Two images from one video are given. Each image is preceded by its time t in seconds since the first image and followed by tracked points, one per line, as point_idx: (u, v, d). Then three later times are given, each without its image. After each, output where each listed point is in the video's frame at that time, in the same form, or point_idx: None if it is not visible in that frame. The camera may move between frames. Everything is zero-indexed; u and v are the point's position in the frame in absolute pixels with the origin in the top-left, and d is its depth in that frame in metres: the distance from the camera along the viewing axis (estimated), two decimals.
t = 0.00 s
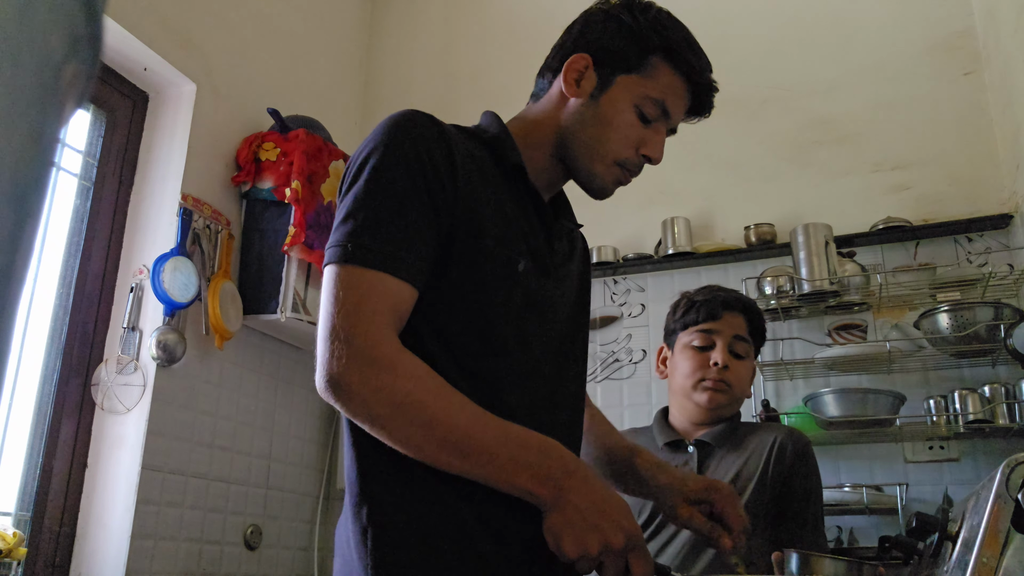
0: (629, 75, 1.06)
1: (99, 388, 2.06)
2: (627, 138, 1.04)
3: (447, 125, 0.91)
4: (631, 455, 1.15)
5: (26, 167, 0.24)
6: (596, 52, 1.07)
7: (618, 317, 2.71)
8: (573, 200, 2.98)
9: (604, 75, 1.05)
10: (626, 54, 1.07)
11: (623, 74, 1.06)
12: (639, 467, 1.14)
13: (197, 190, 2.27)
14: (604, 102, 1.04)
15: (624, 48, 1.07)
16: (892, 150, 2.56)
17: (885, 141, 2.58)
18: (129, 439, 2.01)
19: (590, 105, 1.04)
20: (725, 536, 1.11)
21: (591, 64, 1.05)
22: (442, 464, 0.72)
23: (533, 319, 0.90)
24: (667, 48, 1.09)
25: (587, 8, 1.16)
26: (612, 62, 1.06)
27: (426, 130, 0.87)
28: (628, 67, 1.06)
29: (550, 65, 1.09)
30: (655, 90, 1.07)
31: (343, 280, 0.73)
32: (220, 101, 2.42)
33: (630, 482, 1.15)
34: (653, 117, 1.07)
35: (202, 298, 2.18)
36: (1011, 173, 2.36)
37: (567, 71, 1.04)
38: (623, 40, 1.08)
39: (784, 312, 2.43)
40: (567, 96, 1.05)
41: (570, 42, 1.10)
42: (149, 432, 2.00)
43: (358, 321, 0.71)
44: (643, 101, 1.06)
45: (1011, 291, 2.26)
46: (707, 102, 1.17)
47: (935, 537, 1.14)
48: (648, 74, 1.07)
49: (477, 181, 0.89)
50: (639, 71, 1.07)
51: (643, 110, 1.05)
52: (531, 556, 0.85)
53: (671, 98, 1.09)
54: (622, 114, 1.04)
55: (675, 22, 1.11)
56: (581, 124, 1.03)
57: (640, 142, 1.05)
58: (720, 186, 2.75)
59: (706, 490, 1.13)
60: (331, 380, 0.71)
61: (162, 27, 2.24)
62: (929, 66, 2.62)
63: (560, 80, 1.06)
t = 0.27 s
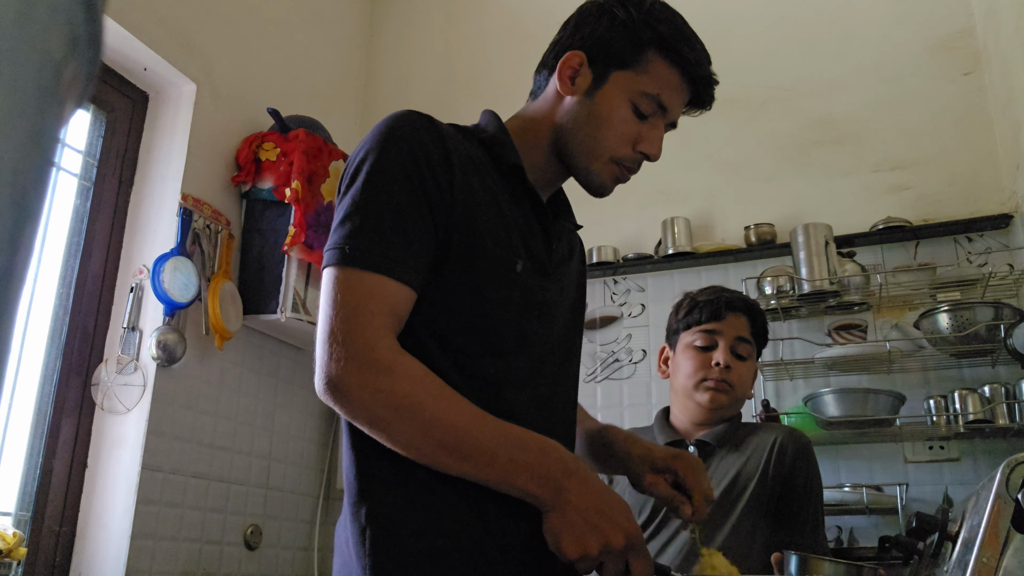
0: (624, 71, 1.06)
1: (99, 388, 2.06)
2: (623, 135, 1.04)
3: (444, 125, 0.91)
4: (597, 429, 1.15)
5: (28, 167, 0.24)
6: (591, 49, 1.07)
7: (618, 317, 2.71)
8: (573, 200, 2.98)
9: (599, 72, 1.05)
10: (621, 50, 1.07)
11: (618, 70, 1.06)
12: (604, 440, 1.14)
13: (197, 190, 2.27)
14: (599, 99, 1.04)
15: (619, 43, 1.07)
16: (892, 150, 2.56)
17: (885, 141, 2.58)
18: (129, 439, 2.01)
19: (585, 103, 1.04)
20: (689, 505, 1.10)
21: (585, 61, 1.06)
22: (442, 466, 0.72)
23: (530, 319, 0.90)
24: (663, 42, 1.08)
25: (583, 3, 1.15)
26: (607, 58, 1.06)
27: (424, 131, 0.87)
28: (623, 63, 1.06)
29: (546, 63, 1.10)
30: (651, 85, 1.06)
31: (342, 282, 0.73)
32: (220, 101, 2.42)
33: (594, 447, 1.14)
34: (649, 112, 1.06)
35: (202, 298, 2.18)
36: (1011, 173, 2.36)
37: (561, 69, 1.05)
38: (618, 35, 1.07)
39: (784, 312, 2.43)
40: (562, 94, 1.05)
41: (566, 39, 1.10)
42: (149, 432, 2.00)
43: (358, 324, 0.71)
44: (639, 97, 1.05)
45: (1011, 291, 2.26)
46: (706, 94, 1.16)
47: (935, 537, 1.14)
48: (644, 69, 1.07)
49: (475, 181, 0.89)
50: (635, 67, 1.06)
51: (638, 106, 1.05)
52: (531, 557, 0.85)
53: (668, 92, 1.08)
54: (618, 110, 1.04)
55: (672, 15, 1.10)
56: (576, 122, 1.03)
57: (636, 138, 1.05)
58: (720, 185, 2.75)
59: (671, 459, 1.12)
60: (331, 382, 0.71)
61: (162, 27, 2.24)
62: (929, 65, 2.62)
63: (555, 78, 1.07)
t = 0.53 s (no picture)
0: (622, 73, 1.06)
1: (99, 387, 2.06)
2: (620, 139, 1.04)
3: (443, 123, 0.91)
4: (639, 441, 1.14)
5: (27, 167, 0.24)
6: (589, 50, 1.06)
7: (618, 317, 2.71)
8: (573, 200, 2.98)
9: (596, 75, 1.05)
10: (619, 52, 1.06)
11: (615, 72, 1.06)
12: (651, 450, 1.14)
13: (197, 190, 2.27)
14: (596, 102, 1.04)
15: (617, 45, 1.07)
16: (892, 150, 2.56)
17: (885, 141, 2.58)
18: (129, 439, 2.01)
19: (582, 106, 1.04)
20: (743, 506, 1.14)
21: (583, 64, 1.06)
22: (442, 465, 0.72)
23: (529, 318, 0.90)
24: (662, 44, 1.08)
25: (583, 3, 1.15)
26: (605, 60, 1.06)
27: (424, 129, 0.86)
28: (621, 65, 1.06)
29: (545, 64, 1.10)
30: (649, 88, 1.06)
31: (343, 280, 0.73)
32: (220, 101, 2.42)
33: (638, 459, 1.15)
34: (647, 115, 1.06)
35: (202, 298, 2.18)
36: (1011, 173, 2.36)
37: (558, 71, 1.05)
38: (616, 36, 1.07)
39: (784, 312, 2.43)
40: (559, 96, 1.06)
41: (564, 39, 1.10)
42: (149, 432, 2.00)
43: (359, 322, 0.71)
44: (637, 99, 1.05)
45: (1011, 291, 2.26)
46: (706, 95, 1.16)
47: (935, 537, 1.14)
48: (642, 72, 1.06)
49: (475, 181, 0.89)
50: (632, 69, 1.06)
51: (636, 109, 1.05)
52: (528, 557, 0.85)
53: (666, 95, 1.08)
54: (615, 114, 1.04)
55: (672, 15, 1.10)
56: (572, 126, 1.04)
57: (633, 142, 1.05)
58: (720, 185, 2.75)
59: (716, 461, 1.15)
60: (331, 381, 0.71)
61: (162, 27, 2.24)
62: (929, 65, 2.62)
63: (553, 80, 1.07)
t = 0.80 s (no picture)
0: (617, 72, 1.06)
1: (99, 388, 2.06)
2: (618, 136, 1.04)
3: (439, 125, 0.91)
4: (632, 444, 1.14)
5: (27, 167, 0.24)
6: (584, 50, 1.07)
7: (618, 317, 2.71)
8: (573, 200, 2.98)
9: (592, 74, 1.05)
10: (614, 50, 1.06)
11: (611, 71, 1.06)
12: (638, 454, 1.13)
13: (197, 190, 2.27)
14: (592, 101, 1.04)
15: (612, 43, 1.07)
16: (892, 150, 2.56)
17: (886, 141, 2.58)
18: (129, 439, 2.01)
19: (579, 105, 1.04)
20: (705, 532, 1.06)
21: (578, 63, 1.06)
22: (441, 466, 0.72)
23: (528, 319, 0.90)
24: (657, 41, 1.08)
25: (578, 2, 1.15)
26: (600, 59, 1.06)
27: (419, 130, 0.87)
28: (616, 63, 1.06)
29: (541, 64, 1.10)
30: (645, 85, 1.06)
31: (341, 282, 0.73)
32: (220, 101, 2.42)
33: (621, 472, 1.15)
34: (644, 113, 1.06)
35: (202, 298, 2.18)
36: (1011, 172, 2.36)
37: (554, 72, 1.05)
38: (611, 35, 1.07)
39: (784, 312, 2.43)
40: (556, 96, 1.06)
41: (559, 40, 1.10)
42: (149, 432, 2.00)
43: (356, 324, 0.71)
44: (633, 97, 1.05)
45: (1011, 291, 2.26)
46: (703, 92, 1.15)
47: (935, 537, 1.14)
48: (637, 69, 1.06)
49: (470, 182, 0.90)
50: (628, 67, 1.06)
51: (633, 107, 1.05)
52: (527, 557, 0.86)
53: (663, 91, 1.08)
54: (611, 112, 1.04)
55: (666, 13, 1.10)
56: (569, 125, 1.04)
57: (631, 139, 1.05)
58: (720, 185, 2.75)
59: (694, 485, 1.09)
60: (331, 384, 0.71)
61: (162, 27, 2.24)
62: (929, 65, 2.62)
63: (549, 80, 1.07)
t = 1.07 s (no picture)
0: (620, 70, 1.06)
1: (99, 388, 2.06)
2: (622, 135, 1.04)
3: (441, 124, 0.91)
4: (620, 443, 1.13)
5: (26, 168, 0.24)
6: (587, 50, 1.07)
7: (618, 317, 2.71)
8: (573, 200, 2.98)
9: (595, 73, 1.05)
10: (616, 50, 1.06)
11: (614, 70, 1.06)
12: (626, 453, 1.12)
13: (197, 190, 2.27)
14: (596, 100, 1.04)
15: (614, 43, 1.07)
16: (892, 150, 2.56)
17: (886, 141, 2.58)
18: (129, 439, 2.01)
19: (582, 104, 1.04)
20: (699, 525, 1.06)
21: (581, 64, 1.06)
22: (442, 466, 0.72)
23: (528, 318, 0.90)
24: (660, 39, 1.08)
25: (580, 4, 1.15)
26: (603, 58, 1.06)
27: (421, 129, 0.86)
28: (619, 62, 1.06)
29: (544, 66, 1.10)
30: (648, 84, 1.06)
31: (343, 280, 0.73)
32: (220, 101, 2.42)
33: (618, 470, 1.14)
34: (648, 111, 1.06)
35: (202, 298, 2.18)
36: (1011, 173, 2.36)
37: (558, 72, 1.05)
38: (613, 34, 1.07)
39: (785, 312, 2.43)
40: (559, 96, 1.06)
41: (562, 41, 1.10)
42: (149, 432, 2.00)
43: (358, 323, 0.71)
44: (637, 96, 1.05)
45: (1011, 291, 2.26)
46: (706, 90, 1.15)
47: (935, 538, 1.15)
48: (640, 68, 1.06)
49: (472, 182, 0.90)
50: (631, 66, 1.06)
51: (636, 106, 1.05)
52: (527, 556, 0.86)
53: (666, 90, 1.08)
54: (615, 111, 1.04)
55: (668, 11, 1.10)
56: (573, 124, 1.04)
57: (636, 138, 1.05)
58: (720, 185, 2.75)
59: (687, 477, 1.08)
60: (332, 382, 0.71)
61: (162, 27, 2.24)
62: (929, 65, 2.62)
63: (552, 81, 1.07)
